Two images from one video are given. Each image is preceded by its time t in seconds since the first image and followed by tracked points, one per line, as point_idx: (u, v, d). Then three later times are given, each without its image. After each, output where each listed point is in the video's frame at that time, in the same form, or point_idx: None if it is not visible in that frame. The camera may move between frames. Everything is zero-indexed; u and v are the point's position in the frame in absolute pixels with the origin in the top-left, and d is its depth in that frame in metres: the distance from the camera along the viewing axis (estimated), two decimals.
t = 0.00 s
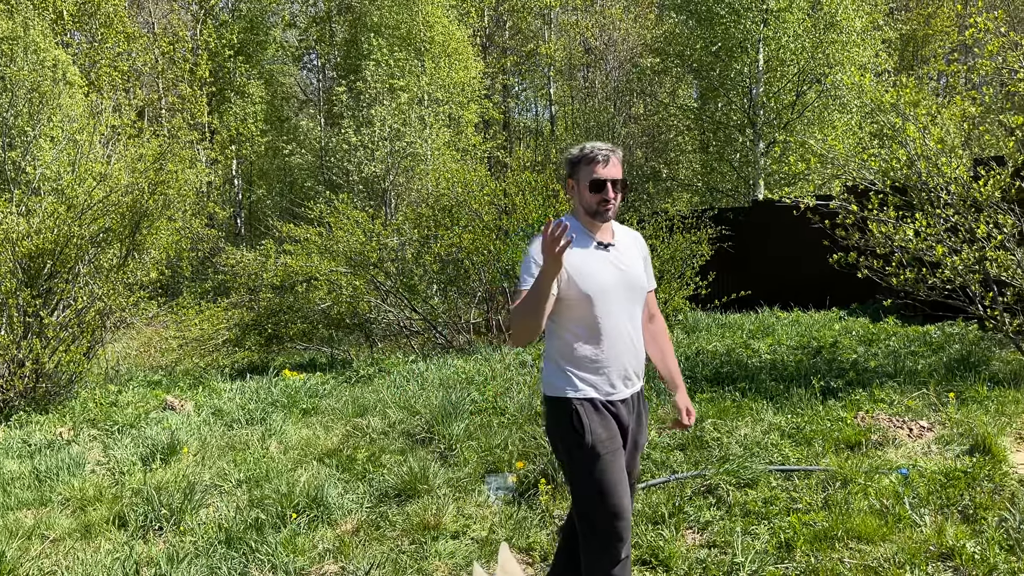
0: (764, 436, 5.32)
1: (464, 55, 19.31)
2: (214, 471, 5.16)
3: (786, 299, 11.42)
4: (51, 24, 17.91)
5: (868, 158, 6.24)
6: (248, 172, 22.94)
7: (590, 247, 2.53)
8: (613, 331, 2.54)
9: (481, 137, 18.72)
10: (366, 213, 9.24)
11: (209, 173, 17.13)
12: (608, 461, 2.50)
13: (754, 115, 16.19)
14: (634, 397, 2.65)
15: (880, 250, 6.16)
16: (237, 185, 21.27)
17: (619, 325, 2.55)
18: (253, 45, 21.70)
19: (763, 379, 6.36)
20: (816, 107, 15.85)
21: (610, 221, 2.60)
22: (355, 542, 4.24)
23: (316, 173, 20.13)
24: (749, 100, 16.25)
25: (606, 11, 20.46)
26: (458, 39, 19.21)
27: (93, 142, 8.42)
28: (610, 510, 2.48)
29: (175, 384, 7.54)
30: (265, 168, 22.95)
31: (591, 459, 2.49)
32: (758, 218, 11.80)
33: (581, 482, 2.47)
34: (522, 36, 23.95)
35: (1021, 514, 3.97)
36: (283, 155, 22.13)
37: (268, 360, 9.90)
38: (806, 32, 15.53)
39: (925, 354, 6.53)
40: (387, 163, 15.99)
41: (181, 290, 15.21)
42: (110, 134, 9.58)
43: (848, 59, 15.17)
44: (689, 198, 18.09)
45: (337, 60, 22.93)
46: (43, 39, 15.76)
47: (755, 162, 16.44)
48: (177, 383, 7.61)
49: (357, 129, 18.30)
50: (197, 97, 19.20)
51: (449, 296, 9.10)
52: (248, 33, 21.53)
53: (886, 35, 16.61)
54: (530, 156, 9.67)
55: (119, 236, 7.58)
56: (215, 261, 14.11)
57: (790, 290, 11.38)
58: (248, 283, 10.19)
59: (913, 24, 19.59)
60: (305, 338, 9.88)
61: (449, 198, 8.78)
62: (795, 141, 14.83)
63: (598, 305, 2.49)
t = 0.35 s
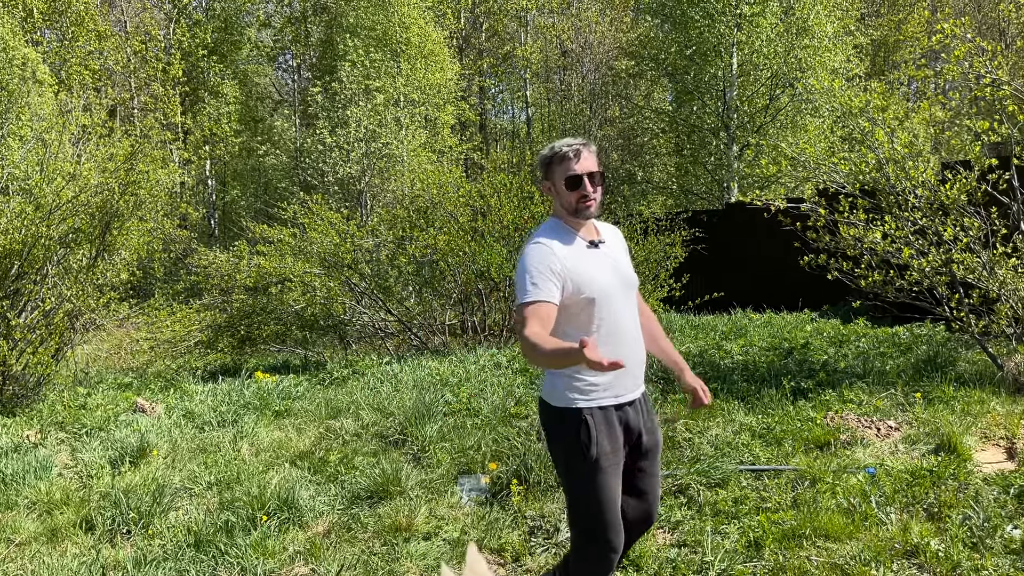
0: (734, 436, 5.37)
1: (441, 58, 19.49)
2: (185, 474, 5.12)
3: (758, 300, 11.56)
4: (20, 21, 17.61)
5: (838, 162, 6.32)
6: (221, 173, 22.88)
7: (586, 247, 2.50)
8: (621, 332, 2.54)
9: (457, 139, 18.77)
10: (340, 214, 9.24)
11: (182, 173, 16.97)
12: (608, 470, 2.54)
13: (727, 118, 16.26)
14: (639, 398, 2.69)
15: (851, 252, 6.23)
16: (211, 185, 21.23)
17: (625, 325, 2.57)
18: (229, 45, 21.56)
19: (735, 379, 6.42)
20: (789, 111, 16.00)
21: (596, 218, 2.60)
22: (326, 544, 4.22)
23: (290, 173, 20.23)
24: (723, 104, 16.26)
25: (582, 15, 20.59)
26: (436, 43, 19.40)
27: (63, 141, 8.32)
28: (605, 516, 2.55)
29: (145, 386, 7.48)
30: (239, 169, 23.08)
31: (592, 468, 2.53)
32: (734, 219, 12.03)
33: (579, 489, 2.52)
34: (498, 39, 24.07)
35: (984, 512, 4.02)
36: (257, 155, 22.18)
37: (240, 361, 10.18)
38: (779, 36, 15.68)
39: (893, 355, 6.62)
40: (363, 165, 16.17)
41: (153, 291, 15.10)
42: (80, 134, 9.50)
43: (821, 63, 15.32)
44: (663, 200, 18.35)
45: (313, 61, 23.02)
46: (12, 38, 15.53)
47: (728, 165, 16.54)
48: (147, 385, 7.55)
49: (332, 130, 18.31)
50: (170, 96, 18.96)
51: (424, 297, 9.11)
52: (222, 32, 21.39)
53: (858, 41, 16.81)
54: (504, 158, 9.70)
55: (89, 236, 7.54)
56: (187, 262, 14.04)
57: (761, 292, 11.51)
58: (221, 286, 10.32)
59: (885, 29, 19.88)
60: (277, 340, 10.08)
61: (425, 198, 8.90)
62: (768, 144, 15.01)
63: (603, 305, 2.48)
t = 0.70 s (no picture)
0: (701, 438, 5.41)
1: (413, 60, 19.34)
2: (149, 479, 5.04)
3: (728, 303, 11.66)
4: None
5: (804, 166, 6.38)
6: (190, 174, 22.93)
7: (568, 253, 2.48)
8: (602, 340, 2.52)
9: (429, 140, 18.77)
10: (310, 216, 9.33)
11: (148, 173, 16.71)
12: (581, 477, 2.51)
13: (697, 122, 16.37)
14: (625, 404, 2.62)
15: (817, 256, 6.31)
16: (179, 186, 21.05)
17: (608, 331, 2.54)
18: (197, 45, 21.75)
19: (704, 381, 6.48)
20: (758, 115, 16.14)
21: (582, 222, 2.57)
22: (292, 549, 4.18)
23: (260, 174, 20.28)
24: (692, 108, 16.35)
25: (554, 17, 20.70)
26: (406, 43, 19.24)
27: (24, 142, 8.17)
28: (579, 521, 2.51)
29: (109, 390, 7.38)
30: (208, 171, 22.95)
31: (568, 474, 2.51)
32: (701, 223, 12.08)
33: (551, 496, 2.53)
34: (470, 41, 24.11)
35: (943, 510, 4.05)
36: (225, 156, 22.16)
37: (206, 364, 10.04)
38: (747, 41, 15.71)
39: (858, 357, 6.72)
40: (332, 165, 16.19)
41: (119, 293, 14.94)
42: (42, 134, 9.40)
43: (788, 68, 15.46)
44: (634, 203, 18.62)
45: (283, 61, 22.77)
46: None
47: (698, 168, 16.49)
48: (111, 389, 7.44)
49: (302, 130, 18.52)
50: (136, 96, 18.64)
51: (394, 299, 9.42)
52: (190, 32, 21.54)
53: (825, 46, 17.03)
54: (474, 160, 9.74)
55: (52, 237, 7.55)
56: (152, 264, 13.92)
57: (731, 295, 11.61)
58: (186, 288, 10.22)
59: (852, 35, 20.12)
60: (245, 343, 10.13)
61: (395, 201, 9.11)
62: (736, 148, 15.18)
63: (584, 313, 2.46)
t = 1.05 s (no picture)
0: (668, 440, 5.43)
1: (382, 59, 19.17)
2: (110, 485, 4.93)
3: (697, 305, 11.79)
4: None
5: (770, 170, 6.48)
6: (156, 174, 22.86)
7: (569, 257, 2.31)
8: (595, 352, 2.32)
9: (398, 142, 18.69)
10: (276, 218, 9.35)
11: (111, 174, 16.33)
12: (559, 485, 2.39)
13: (666, 126, 16.52)
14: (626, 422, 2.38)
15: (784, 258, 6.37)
16: (144, 187, 20.75)
17: (606, 345, 2.32)
18: (163, 44, 21.46)
19: (673, 384, 6.52)
20: (726, 118, 16.33)
21: (598, 223, 2.33)
22: (256, 555, 4.10)
23: (227, 175, 20.23)
24: (662, 111, 16.49)
25: (525, 20, 20.76)
26: (375, 43, 19.18)
27: None
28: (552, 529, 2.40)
29: (71, 395, 7.24)
30: (174, 171, 22.67)
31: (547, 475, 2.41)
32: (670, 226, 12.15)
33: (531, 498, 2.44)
34: (441, 42, 24.07)
35: (907, 510, 4.06)
36: (191, 157, 22.05)
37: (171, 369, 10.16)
38: (716, 46, 15.91)
39: (824, 358, 6.82)
40: (301, 167, 16.17)
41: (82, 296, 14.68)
42: None
43: (754, 72, 15.68)
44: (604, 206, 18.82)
45: (251, 61, 22.44)
46: None
47: (666, 171, 16.70)
48: (73, 394, 7.29)
49: (270, 132, 18.43)
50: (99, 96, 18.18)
51: (362, 301, 9.39)
52: (157, 31, 21.16)
53: (791, 52, 17.30)
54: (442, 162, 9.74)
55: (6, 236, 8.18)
56: (114, 266, 13.71)
57: (700, 297, 11.74)
58: (150, 290, 10.20)
59: (818, 40, 20.43)
60: (212, 346, 10.10)
61: (363, 202, 9.07)
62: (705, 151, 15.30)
63: (576, 321, 2.28)
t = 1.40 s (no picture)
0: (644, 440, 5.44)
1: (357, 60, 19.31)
2: (80, 490, 4.84)
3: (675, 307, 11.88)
4: None
5: (745, 172, 6.64)
6: (128, 175, 22.69)
7: (593, 249, 2.42)
8: (608, 342, 2.36)
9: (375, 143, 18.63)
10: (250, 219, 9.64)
11: (80, 174, 16.08)
12: (569, 474, 2.45)
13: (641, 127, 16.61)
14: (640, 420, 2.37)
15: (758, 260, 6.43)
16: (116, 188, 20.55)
17: (620, 336, 2.34)
18: (135, 43, 21.11)
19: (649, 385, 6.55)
20: (700, 121, 16.48)
21: (621, 215, 2.38)
22: (229, 559, 4.03)
23: (201, 176, 20.16)
24: (637, 113, 16.59)
25: (502, 22, 20.82)
26: (350, 44, 19.21)
27: None
28: (561, 515, 2.49)
29: (39, 399, 7.13)
30: (148, 172, 22.41)
31: (562, 465, 2.48)
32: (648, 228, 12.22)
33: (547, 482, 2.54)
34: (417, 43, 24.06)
35: (879, 509, 4.07)
36: (164, 157, 21.92)
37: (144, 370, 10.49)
38: (691, 49, 16.04)
39: (797, 359, 6.90)
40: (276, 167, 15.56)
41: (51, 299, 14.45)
42: None
43: (728, 75, 15.83)
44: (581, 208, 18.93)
45: (225, 61, 22.31)
46: None
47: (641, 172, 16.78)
48: (41, 398, 7.17)
49: (244, 133, 18.31)
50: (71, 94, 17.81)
51: (338, 304, 9.48)
52: (128, 30, 20.78)
53: (764, 55, 17.48)
54: (419, 164, 9.75)
55: None
56: (84, 267, 13.52)
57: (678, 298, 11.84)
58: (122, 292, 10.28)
59: (791, 44, 20.66)
60: (184, 349, 10.33)
61: (339, 203, 9.11)
62: (680, 154, 15.39)
63: (593, 309, 2.38)
